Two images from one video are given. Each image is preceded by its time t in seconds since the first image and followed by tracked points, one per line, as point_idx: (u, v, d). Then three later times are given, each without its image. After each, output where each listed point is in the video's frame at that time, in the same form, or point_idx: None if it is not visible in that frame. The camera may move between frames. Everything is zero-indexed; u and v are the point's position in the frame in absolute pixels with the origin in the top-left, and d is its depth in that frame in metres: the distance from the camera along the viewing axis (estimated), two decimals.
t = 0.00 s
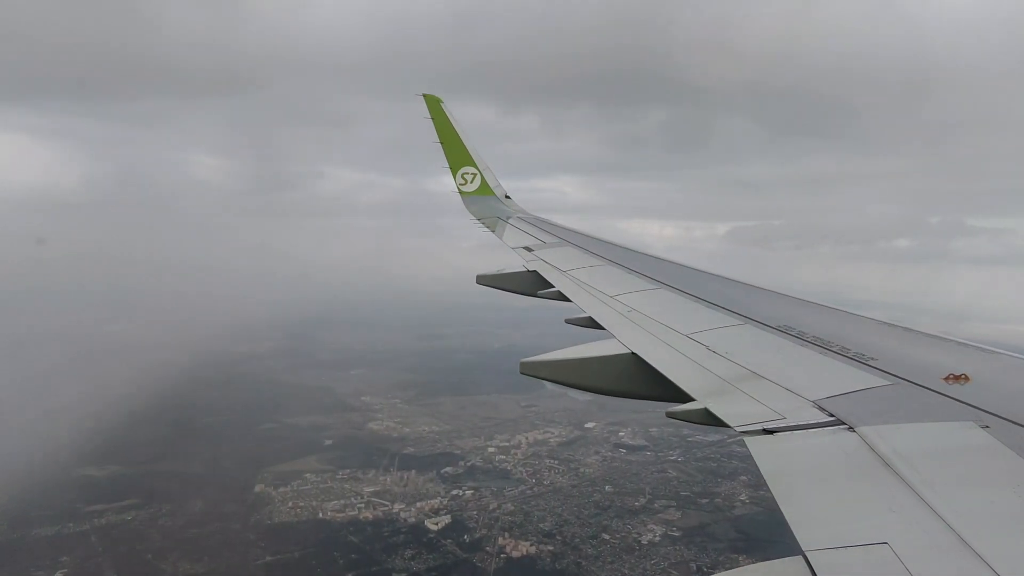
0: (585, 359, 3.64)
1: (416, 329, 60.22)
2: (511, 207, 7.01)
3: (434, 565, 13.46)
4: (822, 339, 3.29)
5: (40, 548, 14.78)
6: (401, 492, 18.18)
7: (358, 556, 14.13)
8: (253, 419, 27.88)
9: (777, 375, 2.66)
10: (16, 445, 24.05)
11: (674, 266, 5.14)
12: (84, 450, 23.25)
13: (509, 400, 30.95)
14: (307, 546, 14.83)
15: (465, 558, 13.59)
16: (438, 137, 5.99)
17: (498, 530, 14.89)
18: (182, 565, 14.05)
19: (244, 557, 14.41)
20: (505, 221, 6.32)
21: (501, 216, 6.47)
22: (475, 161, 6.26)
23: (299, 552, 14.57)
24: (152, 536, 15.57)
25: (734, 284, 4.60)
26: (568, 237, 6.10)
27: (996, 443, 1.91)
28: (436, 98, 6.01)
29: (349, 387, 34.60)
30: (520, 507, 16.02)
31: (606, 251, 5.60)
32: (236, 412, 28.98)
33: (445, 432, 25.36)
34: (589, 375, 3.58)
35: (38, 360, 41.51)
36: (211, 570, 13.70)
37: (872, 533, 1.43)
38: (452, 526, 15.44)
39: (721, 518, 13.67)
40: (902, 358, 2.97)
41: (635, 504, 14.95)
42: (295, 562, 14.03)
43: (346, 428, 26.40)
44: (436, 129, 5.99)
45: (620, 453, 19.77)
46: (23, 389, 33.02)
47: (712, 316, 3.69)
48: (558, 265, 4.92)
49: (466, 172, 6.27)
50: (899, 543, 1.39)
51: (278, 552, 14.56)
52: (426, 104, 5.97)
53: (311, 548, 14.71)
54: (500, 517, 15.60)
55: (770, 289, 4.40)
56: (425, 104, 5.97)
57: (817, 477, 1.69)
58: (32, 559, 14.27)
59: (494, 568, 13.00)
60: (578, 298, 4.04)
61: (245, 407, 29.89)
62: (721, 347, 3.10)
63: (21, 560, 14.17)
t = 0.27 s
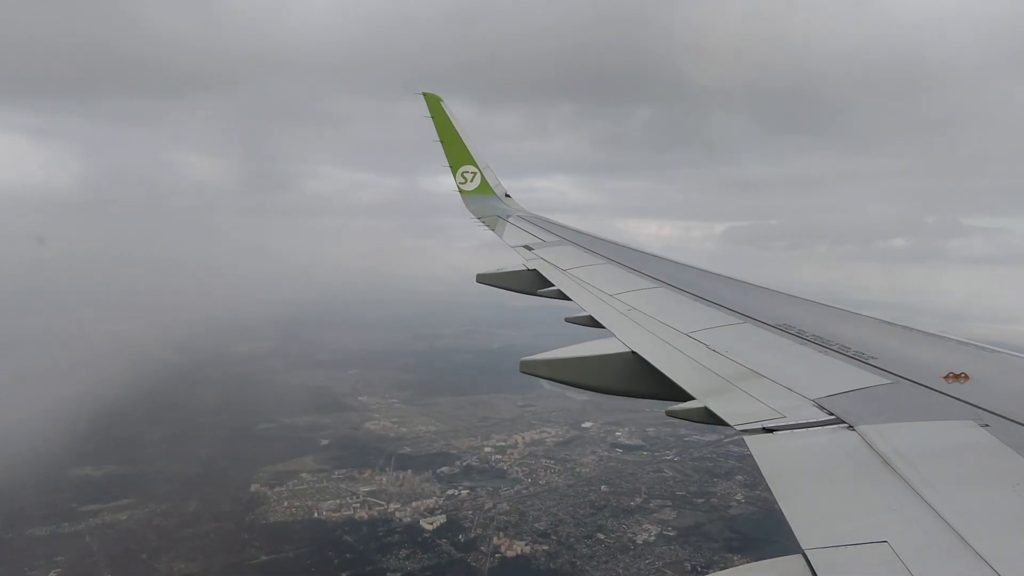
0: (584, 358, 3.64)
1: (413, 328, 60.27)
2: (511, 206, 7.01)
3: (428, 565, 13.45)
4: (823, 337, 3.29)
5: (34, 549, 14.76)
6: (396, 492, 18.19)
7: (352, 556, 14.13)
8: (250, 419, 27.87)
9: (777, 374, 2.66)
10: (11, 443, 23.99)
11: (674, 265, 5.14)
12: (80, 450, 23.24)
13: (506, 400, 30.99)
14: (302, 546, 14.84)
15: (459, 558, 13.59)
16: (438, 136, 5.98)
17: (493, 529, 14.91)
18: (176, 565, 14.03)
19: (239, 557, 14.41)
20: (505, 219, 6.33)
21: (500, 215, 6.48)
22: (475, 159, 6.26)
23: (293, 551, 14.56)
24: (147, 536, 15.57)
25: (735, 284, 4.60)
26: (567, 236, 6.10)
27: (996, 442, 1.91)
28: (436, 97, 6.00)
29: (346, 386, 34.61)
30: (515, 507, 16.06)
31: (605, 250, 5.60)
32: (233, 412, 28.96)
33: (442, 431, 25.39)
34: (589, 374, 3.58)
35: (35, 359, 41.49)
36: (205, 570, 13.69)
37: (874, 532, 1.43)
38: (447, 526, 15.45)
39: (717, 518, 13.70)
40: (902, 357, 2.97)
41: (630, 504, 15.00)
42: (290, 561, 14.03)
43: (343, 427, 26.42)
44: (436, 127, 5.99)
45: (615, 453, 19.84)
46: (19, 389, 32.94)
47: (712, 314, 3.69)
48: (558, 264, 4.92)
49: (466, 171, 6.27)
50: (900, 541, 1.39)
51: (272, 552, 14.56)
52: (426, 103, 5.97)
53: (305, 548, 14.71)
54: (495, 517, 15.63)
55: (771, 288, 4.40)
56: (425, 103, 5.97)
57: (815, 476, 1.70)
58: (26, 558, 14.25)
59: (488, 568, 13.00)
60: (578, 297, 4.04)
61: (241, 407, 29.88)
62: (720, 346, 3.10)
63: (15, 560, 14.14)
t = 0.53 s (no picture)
0: (583, 357, 3.64)
1: (410, 328, 60.26)
2: (511, 205, 7.01)
3: (422, 564, 13.47)
4: (823, 336, 3.29)
5: (28, 548, 14.71)
6: (392, 492, 18.20)
7: (347, 556, 14.11)
8: (246, 419, 27.83)
9: (777, 373, 2.66)
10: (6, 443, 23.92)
11: (674, 264, 5.13)
12: (76, 449, 23.22)
13: (503, 400, 31.03)
14: (296, 546, 14.82)
15: (453, 558, 13.60)
16: (437, 135, 5.98)
17: (488, 529, 14.93)
18: (171, 565, 14.02)
19: (233, 557, 14.41)
20: (505, 218, 6.32)
21: (501, 213, 6.47)
22: (475, 158, 6.26)
23: (287, 551, 14.55)
24: (142, 536, 15.54)
25: (735, 283, 4.60)
26: (568, 235, 6.10)
27: (995, 441, 1.91)
28: (436, 96, 5.99)
29: (342, 386, 34.59)
30: (510, 506, 16.09)
31: (606, 249, 5.60)
32: (229, 412, 28.93)
33: (439, 431, 25.41)
34: (589, 373, 3.58)
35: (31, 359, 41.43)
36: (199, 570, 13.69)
37: (873, 531, 1.43)
38: (442, 525, 15.47)
39: (712, 517, 13.76)
40: (903, 357, 2.97)
41: (626, 504, 15.05)
42: (284, 561, 14.02)
43: (340, 427, 26.41)
44: (436, 126, 5.99)
45: (612, 453, 19.90)
46: (13, 388, 32.80)
47: (711, 313, 3.69)
48: (558, 262, 4.93)
49: (465, 170, 6.27)
50: (898, 540, 1.39)
51: (266, 552, 14.55)
52: (425, 102, 5.96)
53: (300, 548, 14.70)
54: (490, 516, 15.64)
55: (771, 286, 4.40)
56: (424, 102, 5.96)
57: (814, 475, 1.69)
58: (20, 558, 14.21)
59: (482, 567, 13.02)
60: (578, 296, 4.03)
61: (238, 407, 29.83)
62: (721, 345, 3.10)
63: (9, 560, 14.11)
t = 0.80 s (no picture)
0: (583, 357, 3.63)
1: (408, 328, 60.26)
2: (511, 204, 7.01)
3: (417, 564, 13.48)
4: (823, 336, 3.29)
5: (22, 548, 14.68)
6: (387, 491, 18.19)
7: (341, 556, 14.10)
8: (242, 419, 27.81)
9: (777, 372, 2.66)
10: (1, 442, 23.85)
11: (674, 264, 5.13)
12: (72, 448, 23.18)
13: (500, 400, 31.05)
14: (291, 545, 14.81)
15: (448, 557, 13.60)
16: (437, 133, 5.97)
17: (483, 529, 14.93)
18: (166, 565, 14.00)
19: (228, 556, 14.40)
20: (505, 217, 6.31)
21: (500, 213, 6.46)
22: (474, 157, 6.26)
23: (282, 551, 14.54)
24: (138, 536, 15.52)
25: (735, 282, 4.59)
26: (568, 235, 6.09)
27: (994, 441, 1.92)
28: (435, 94, 5.99)
29: (339, 386, 34.58)
30: (506, 506, 16.10)
31: (606, 248, 5.59)
32: (225, 412, 28.90)
33: (436, 431, 25.42)
34: (589, 372, 3.57)
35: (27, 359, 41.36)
36: (194, 570, 13.68)
37: (873, 532, 1.43)
38: (437, 525, 15.47)
39: (707, 517, 13.79)
40: (903, 356, 2.97)
41: (621, 504, 15.09)
42: (279, 561, 14.01)
43: (337, 427, 26.40)
44: (435, 125, 5.98)
45: (608, 452, 19.95)
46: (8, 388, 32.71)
47: (711, 313, 3.69)
48: (558, 261, 4.94)
49: (465, 169, 6.26)
50: (897, 540, 1.39)
51: (261, 551, 14.54)
52: (425, 101, 5.96)
53: (295, 547, 14.69)
54: (485, 516, 15.65)
55: (771, 286, 4.40)
56: (424, 100, 5.96)
57: (814, 475, 1.69)
58: (14, 557, 14.18)
59: (477, 567, 13.03)
60: (578, 295, 4.03)
61: (234, 407, 29.81)
62: (721, 345, 3.10)
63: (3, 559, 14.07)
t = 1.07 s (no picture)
0: (583, 356, 3.63)
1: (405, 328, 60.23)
2: (511, 204, 7.01)
3: (412, 563, 13.47)
4: (822, 336, 3.30)
5: (16, 548, 14.64)
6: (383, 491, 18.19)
7: (336, 555, 14.08)
8: (238, 419, 27.77)
9: (777, 373, 2.66)
10: None
11: (674, 264, 5.13)
12: (67, 448, 23.13)
13: (497, 400, 31.05)
14: (286, 545, 14.79)
15: (443, 557, 13.60)
16: (437, 133, 5.97)
17: (478, 528, 14.94)
18: (160, 565, 13.98)
19: (223, 556, 14.39)
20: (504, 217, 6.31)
21: (500, 213, 6.47)
22: (474, 157, 6.26)
23: (276, 550, 14.53)
24: (133, 536, 15.50)
25: (734, 283, 4.59)
26: (568, 235, 6.09)
27: (994, 441, 1.92)
28: (435, 94, 5.99)
29: (336, 386, 34.55)
30: (501, 506, 16.10)
31: (605, 249, 5.60)
32: (222, 412, 28.86)
33: (433, 430, 25.41)
34: (589, 372, 3.57)
35: (23, 359, 41.26)
36: (188, 570, 13.66)
37: (873, 533, 1.43)
38: (432, 524, 15.47)
39: (702, 517, 13.83)
40: (902, 357, 2.97)
41: (617, 503, 15.12)
42: (274, 560, 14.00)
43: (333, 427, 26.39)
44: (435, 125, 5.98)
45: (605, 452, 19.98)
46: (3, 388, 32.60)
47: (712, 313, 3.69)
48: (557, 261, 4.95)
49: (465, 169, 6.27)
50: (898, 540, 1.39)
51: (256, 551, 14.52)
52: (425, 100, 5.95)
53: (290, 546, 14.68)
54: (481, 515, 15.66)
55: (770, 287, 4.40)
56: (424, 100, 5.95)
57: (814, 475, 1.69)
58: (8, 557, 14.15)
59: (471, 566, 13.04)
60: (578, 295, 4.03)
61: (230, 407, 29.77)
62: (721, 345, 3.10)
63: None
